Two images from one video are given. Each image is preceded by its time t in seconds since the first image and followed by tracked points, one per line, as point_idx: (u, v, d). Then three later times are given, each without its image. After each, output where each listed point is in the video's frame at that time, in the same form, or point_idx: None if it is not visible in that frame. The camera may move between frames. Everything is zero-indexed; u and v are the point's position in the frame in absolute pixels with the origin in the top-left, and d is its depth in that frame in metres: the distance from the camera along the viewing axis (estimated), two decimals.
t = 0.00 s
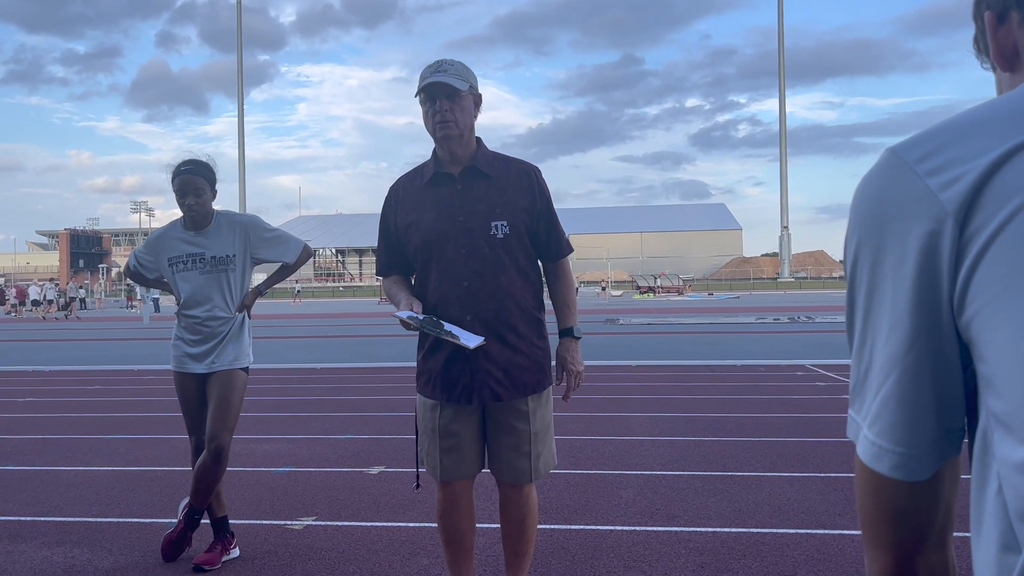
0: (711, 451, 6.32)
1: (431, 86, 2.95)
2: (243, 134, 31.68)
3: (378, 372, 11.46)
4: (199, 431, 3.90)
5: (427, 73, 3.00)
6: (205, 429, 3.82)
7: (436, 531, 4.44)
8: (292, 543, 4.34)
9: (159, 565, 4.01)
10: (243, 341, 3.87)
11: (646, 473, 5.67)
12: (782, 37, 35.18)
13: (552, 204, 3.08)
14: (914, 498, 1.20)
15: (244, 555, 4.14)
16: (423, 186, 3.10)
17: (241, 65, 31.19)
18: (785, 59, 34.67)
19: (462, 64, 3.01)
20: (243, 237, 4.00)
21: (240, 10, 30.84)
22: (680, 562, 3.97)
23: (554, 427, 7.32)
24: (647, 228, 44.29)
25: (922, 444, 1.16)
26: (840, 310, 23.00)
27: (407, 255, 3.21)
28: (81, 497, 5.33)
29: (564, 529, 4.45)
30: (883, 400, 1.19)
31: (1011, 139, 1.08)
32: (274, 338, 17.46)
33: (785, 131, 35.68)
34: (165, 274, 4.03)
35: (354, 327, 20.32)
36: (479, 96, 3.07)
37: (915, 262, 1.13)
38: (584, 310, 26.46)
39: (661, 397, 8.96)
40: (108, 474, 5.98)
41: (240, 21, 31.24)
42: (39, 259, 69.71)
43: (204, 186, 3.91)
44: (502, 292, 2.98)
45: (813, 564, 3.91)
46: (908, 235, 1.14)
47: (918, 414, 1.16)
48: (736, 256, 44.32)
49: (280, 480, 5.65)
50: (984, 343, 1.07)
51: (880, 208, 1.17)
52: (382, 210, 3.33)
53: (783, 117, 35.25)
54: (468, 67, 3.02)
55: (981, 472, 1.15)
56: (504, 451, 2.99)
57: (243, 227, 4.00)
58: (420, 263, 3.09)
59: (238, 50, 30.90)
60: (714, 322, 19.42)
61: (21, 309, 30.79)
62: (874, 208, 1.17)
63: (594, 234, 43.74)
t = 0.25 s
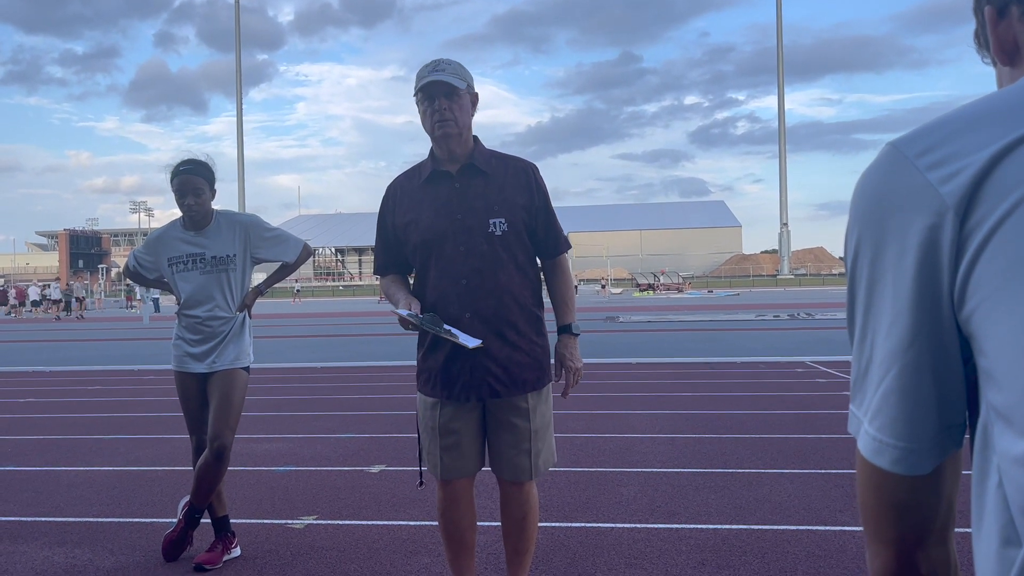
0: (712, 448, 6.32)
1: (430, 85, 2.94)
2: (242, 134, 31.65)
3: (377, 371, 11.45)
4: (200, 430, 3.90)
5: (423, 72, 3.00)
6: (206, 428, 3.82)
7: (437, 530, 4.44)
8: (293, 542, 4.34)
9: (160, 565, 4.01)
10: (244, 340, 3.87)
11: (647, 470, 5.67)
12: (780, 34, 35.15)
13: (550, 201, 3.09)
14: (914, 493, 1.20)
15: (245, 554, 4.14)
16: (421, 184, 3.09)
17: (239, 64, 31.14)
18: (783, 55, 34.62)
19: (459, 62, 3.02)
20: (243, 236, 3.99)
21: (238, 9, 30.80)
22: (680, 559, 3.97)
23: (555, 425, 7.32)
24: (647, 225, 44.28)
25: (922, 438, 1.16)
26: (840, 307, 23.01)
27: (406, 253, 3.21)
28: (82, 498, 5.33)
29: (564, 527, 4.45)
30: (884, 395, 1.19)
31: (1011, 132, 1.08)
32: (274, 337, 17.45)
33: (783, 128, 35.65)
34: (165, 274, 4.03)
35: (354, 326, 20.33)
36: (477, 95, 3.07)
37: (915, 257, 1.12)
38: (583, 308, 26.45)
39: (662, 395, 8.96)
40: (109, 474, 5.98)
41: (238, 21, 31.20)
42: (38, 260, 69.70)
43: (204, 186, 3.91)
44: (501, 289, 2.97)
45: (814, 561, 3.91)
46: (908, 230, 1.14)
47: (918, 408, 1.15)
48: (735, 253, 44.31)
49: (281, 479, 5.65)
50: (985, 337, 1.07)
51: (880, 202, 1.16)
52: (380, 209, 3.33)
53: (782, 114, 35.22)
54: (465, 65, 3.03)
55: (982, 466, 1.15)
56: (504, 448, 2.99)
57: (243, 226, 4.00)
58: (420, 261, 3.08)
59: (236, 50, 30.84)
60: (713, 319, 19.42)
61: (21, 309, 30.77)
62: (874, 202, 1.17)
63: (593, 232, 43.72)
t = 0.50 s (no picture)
0: (712, 445, 6.32)
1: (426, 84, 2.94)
2: (241, 134, 31.65)
3: (378, 370, 11.46)
4: (200, 430, 3.90)
5: (419, 71, 2.99)
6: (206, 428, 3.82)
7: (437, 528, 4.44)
8: (294, 542, 4.34)
9: (160, 565, 4.01)
10: (244, 340, 3.86)
11: (647, 468, 5.67)
12: (779, 31, 35.11)
13: (548, 198, 3.08)
14: (915, 491, 1.20)
15: (246, 554, 4.14)
16: (420, 183, 3.09)
17: (238, 64, 31.13)
18: (782, 52, 34.58)
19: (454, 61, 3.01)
20: (242, 236, 3.99)
21: (237, 9, 30.80)
22: (681, 556, 3.97)
23: (555, 423, 7.32)
24: (646, 223, 44.28)
25: (923, 436, 1.16)
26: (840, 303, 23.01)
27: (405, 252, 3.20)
28: (83, 498, 5.33)
29: (565, 525, 4.45)
30: (884, 393, 1.18)
31: (1010, 130, 1.07)
32: (274, 337, 17.46)
33: (782, 125, 35.63)
34: (164, 275, 4.03)
35: (355, 325, 20.33)
36: (473, 93, 3.07)
37: (915, 255, 1.12)
38: (583, 306, 26.45)
39: (662, 392, 8.96)
40: (109, 475, 5.99)
41: (237, 20, 31.19)
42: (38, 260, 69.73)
43: (203, 186, 3.90)
44: (500, 287, 2.97)
45: (815, 558, 3.91)
46: (908, 228, 1.13)
47: (918, 406, 1.15)
48: (735, 250, 44.31)
49: (282, 479, 5.65)
50: (985, 334, 1.07)
51: (880, 200, 1.16)
52: (378, 209, 3.32)
53: (780, 111, 35.22)
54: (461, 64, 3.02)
55: (982, 464, 1.14)
56: (504, 447, 2.98)
57: (242, 226, 4.00)
58: (419, 260, 3.08)
59: (235, 49, 30.82)
60: (714, 316, 19.42)
61: (21, 310, 30.79)
62: (873, 200, 1.17)
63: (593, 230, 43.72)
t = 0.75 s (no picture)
0: (713, 442, 6.32)
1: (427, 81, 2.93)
2: (240, 133, 31.62)
3: (378, 368, 11.46)
4: (201, 430, 3.90)
5: (420, 69, 2.98)
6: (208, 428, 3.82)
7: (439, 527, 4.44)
8: (295, 541, 4.34)
9: (162, 566, 4.01)
10: (244, 340, 3.86)
11: (648, 465, 5.67)
12: (778, 26, 35.02)
13: (547, 196, 3.08)
14: (915, 490, 1.19)
15: (247, 554, 4.14)
16: (418, 181, 3.08)
17: (237, 62, 31.10)
18: (781, 48, 34.51)
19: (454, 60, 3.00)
20: (241, 236, 3.99)
21: (235, 8, 30.75)
22: (683, 553, 3.96)
23: (556, 421, 7.32)
24: (646, 219, 44.26)
25: (923, 434, 1.15)
26: (840, 298, 22.98)
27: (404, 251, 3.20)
28: (84, 499, 5.34)
29: (566, 522, 4.45)
30: (884, 391, 1.18)
31: (1011, 126, 1.07)
32: (275, 336, 17.47)
33: (782, 121, 35.56)
34: (164, 275, 4.02)
35: (355, 323, 20.34)
36: (472, 92, 3.06)
37: (914, 252, 1.12)
38: (583, 303, 26.44)
39: (663, 389, 8.96)
40: (111, 475, 5.99)
41: (235, 19, 31.14)
42: (39, 261, 69.77)
43: (202, 186, 3.90)
44: (499, 284, 2.97)
45: (816, 554, 3.90)
46: (908, 224, 1.13)
47: (919, 404, 1.15)
48: (734, 246, 44.28)
49: (283, 478, 5.65)
50: (985, 332, 1.06)
51: (880, 197, 1.16)
52: (376, 207, 3.31)
53: (779, 106, 35.18)
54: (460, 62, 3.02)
55: (984, 462, 1.14)
56: (505, 445, 2.98)
57: (242, 226, 3.99)
58: (418, 259, 3.07)
59: (233, 48, 30.79)
60: (714, 312, 19.40)
61: (21, 311, 30.81)
62: (873, 196, 1.16)
63: (593, 226, 43.69)
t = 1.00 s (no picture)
0: (715, 438, 6.32)
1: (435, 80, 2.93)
2: (240, 132, 31.61)
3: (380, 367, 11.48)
4: (203, 430, 3.90)
5: (428, 66, 2.98)
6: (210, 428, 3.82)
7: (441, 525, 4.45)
8: (298, 540, 4.35)
9: (165, 566, 4.02)
10: (246, 340, 3.87)
11: (649, 462, 5.68)
12: (777, 22, 34.95)
13: (546, 193, 3.08)
14: (915, 488, 1.20)
15: (250, 554, 4.15)
16: (418, 180, 3.09)
17: (236, 62, 31.07)
18: (780, 43, 34.45)
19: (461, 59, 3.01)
20: (243, 236, 4.00)
21: (233, 7, 30.71)
22: (685, 550, 3.97)
23: (557, 418, 7.33)
24: (646, 216, 44.27)
25: (923, 433, 1.16)
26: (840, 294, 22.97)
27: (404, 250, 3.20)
28: (87, 499, 5.35)
29: (568, 520, 4.46)
30: (884, 390, 1.18)
31: (1008, 126, 1.07)
32: (276, 335, 17.48)
33: (782, 117, 35.52)
34: (166, 275, 4.03)
35: (356, 322, 20.36)
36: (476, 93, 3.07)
37: (913, 251, 1.12)
38: (584, 300, 26.44)
39: (664, 386, 8.97)
40: (113, 475, 6.00)
41: (234, 18, 31.10)
42: (40, 262, 69.82)
43: (202, 187, 3.90)
44: (499, 282, 2.97)
45: (818, 550, 3.91)
46: (906, 224, 1.13)
47: (918, 403, 1.15)
48: (735, 242, 44.26)
49: (285, 477, 5.66)
50: (983, 331, 1.07)
51: (879, 196, 1.16)
52: (376, 206, 3.32)
53: (779, 102, 35.14)
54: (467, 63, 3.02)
55: (983, 461, 1.14)
56: (506, 443, 2.99)
57: (243, 226, 4.00)
58: (418, 258, 3.08)
59: (233, 48, 30.78)
60: (715, 309, 19.40)
61: (23, 311, 30.84)
62: (871, 195, 1.17)
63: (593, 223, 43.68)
